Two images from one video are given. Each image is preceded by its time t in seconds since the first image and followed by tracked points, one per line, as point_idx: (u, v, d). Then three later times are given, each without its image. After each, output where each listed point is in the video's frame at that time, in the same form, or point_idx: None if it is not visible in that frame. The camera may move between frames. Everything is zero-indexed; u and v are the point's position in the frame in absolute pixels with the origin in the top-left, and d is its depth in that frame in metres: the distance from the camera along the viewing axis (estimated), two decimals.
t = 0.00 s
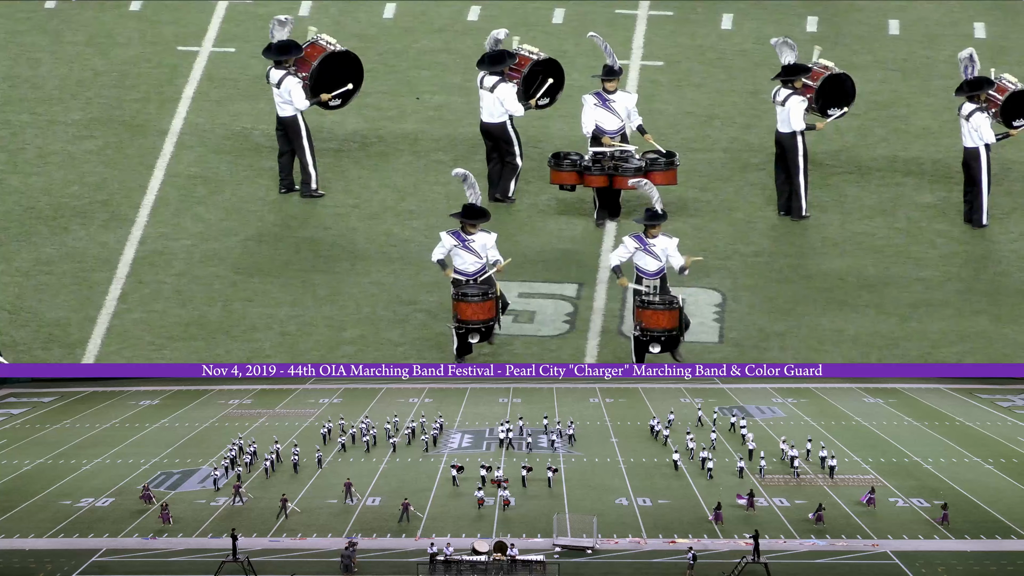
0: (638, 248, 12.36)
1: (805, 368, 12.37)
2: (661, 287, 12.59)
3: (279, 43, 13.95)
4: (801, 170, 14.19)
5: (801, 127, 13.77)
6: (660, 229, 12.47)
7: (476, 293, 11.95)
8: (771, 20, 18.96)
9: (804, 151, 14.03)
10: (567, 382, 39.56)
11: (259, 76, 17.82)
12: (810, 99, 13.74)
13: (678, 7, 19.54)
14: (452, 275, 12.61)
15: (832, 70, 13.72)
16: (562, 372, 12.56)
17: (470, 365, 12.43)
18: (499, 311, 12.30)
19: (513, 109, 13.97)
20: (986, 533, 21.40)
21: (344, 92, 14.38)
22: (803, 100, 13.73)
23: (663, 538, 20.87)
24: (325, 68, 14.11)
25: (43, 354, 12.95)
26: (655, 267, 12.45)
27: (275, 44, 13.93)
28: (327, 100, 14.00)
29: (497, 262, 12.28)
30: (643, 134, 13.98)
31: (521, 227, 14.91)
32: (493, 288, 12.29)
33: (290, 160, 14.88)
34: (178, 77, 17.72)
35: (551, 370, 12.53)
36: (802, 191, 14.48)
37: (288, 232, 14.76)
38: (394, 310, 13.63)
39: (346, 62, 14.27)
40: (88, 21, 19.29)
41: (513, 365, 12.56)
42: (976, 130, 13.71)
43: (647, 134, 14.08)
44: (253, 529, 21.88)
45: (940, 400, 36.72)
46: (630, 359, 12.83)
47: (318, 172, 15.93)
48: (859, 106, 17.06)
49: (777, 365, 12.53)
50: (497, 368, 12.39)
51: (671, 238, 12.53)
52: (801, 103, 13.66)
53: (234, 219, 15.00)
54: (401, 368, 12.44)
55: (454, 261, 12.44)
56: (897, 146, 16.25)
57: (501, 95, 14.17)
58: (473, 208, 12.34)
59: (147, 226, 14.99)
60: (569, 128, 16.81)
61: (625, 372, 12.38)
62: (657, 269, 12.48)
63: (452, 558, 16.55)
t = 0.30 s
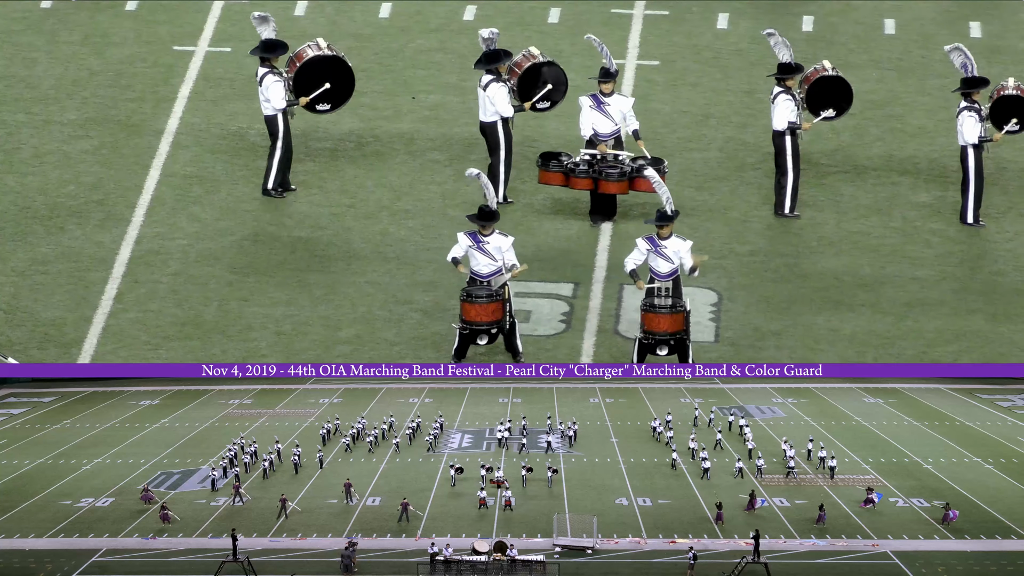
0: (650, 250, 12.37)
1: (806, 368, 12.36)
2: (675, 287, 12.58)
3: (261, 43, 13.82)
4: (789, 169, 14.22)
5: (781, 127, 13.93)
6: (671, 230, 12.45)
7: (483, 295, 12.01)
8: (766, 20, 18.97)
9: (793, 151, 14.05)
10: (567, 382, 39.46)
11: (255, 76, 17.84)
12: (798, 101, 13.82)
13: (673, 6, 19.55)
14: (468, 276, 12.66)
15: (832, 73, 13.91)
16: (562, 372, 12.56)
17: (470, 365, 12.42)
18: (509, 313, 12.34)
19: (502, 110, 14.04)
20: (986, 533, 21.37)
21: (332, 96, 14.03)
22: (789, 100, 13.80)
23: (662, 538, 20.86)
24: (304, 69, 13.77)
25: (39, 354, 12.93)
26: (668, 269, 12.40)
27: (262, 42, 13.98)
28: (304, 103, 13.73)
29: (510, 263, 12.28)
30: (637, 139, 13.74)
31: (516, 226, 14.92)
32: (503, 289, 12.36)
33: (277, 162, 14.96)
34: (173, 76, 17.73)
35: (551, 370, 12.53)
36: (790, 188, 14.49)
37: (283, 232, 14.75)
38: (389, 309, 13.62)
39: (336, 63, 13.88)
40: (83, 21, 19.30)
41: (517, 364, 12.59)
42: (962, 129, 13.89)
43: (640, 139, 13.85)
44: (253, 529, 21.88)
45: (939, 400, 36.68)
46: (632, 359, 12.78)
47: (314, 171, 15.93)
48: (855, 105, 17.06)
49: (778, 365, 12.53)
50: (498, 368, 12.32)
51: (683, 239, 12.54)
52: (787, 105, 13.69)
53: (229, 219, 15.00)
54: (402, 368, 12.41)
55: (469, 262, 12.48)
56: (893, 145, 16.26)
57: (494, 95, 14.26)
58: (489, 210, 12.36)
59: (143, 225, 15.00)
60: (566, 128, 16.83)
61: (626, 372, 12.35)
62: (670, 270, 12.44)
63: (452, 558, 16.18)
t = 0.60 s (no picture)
0: (649, 247, 12.26)
1: (806, 368, 12.27)
2: (673, 286, 12.42)
3: (252, 41, 13.73)
4: (782, 171, 14.20)
5: (772, 126, 13.85)
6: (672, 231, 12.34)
7: (488, 290, 11.87)
8: (762, 19, 18.96)
9: (785, 152, 13.99)
10: (568, 382, 39.38)
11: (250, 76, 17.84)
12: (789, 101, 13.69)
13: (669, 6, 19.55)
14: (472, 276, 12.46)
15: (825, 73, 13.82)
16: (562, 373, 12.49)
17: (471, 365, 12.35)
18: (513, 312, 12.22)
19: (496, 110, 14.27)
20: (986, 533, 21.36)
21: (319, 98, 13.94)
22: (780, 99, 13.69)
23: (663, 538, 20.85)
24: (293, 69, 13.78)
25: (35, 353, 12.90)
26: (666, 267, 12.25)
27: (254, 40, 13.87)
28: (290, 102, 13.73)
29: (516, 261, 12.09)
30: (634, 140, 13.70)
31: (512, 226, 14.92)
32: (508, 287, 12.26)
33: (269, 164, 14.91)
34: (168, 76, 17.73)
35: (551, 370, 12.47)
36: (784, 188, 14.54)
37: (279, 232, 14.75)
38: (385, 309, 13.61)
39: (324, 65, 13.77)
40: (79, 21, 19.31)
41: (514, 365, 12.42)
42: (958, 128, 13.85)
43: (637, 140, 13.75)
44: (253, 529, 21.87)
45: (938, 401, 36.65)
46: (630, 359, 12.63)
47: (310, 171, 15.93)
48: (850, 105, 17.06)
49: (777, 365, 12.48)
50: (499, 367, 12.24)
51: (684, 239, 12.37)
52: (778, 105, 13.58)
53: (224, 219, 15.00)
54: (402, 368, 12.33)
55: (475, 261, 12.31)
56: (888, 145, 16.25)
57: (487, 93, 14.33)
58: (495, 210, 12.23)
59: (138, 225, 15.01)
60: (561, 129, 16.85)
61: (626, 372, 12.24)
62: (669, 268, 12.29)
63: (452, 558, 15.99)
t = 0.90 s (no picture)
0: (646, 260, 12.35)
1: (806, 368, 12.26)
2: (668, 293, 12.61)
3: (245, 40, 13.76)
4: (772, 168, 14.23)
5: (760, 124, 13.96)
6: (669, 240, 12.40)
7: (486, 309, 11.81)
8: (757, 19, 18.96)
9: (774, 150, 14.05)
10: (568, 383, 39.38)
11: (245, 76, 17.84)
12: (778, 100, 13.83)
13: (665, 6, 19.55)
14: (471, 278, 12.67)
15: (815, 73, 13.90)
16: (562, 372, 12.59)
17: (471, 365, 12.43)
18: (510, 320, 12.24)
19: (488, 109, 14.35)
20: (987, 533, 21.33)
21: (310, 98, 13.96)
22: (769, 98, 13.83)
23: (663, 538, 20.85)
24: (285, 67, 13.83)
25: (30, 353, 12.89)
26: (662, 277, 12.43)
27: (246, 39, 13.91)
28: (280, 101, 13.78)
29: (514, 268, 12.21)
30: (620, 156, 13.82)
31: (508, 227, 14.94)
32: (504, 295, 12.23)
33: (264, 163, 14.96)
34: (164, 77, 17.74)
35: (551, 370, 12.55)
36: (774, 186, 14.53)
37: (274, 232, 14.75)
38: (381, 310, 13.61)
39: (316, 65, 13.77)
40: (75, 21, 19.32)
41: (514, 365, 12.57)
42: (953, 127, 13.87)
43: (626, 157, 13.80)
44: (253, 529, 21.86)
45: (938, 400, 36.63)
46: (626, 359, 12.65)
47: (306, 171, 15.93)
48: (846, 105, 17.07)
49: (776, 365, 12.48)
50: (500, 368, 12.36)
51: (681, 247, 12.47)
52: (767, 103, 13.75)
53: (220, 219, 15.00)
54: (402, 368, 12.41)
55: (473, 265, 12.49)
56: (884, 145, 16.24)
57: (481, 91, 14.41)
58: (490, 215, 12.25)
59: (134, 226, 15.02)
60: (557, 130, 16.86)
61: (625, 371, 12.21)
62: (665, 277, 12.47)
63: (452, 558, 15.98)
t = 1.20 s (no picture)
0: (640, 256, 12.29)
1: (806, 368, 12.18)
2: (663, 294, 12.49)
3: (239, 40, 13.78)
4: (759, 168, 14.21)
5: (750, 124, 13.88)
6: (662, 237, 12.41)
7: (479, 304, 11.79)
8: (753, 19, 18.94)
9: (762, 151, 14.01)
10: (568, 383, 39.40)
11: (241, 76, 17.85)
12: (768, 100, 13.76)
13: (660, 7, 19.54)
14: (462, 279, 12.60)
15: (806, 74, 13.89)
16: (562, 372, 12.50)
17: (471, 365, 12.35)
18: (502, 319, 12.17)
19: (484, 109, 14.46)
20: (987, 533, 21.30)
21: (304, 98, 13.95)
22: (759, 98, 13.75)
23: (662, 538, 20.85)
24: (278, 68, 13.84)
25: (25, 354, 12.87)
26: (657, 274, 12.33)
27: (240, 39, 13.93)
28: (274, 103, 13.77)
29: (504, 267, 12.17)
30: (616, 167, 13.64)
31: (503, 228, 14.95)
32: (497, 293, 12.20)
33: (258, 164, 14.97)
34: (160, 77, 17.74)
35: (551, 370, 12.46)
36: (761, 187, 14.57)
37: (270, 233, 14.76)
38: (376, 310, 13.61)
39: (310, 65, 13.80)
40: (70, 22, 19.32)
41: (513, 365, 12.44)
42: (949, 127, 13.87)
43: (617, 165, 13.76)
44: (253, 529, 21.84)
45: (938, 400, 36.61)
46: (624, 359, 12.64)
47: (301, 171, 15.94)
48: (841, 106, 17.07)
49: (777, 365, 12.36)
50: (499, 367, 12.26)
51: (674, 246, 12.47)
52: (757, 104, 13.66)
53: (215, 219, 15.01)
54: (402, 368, 12.35)
55: (463, 265, 12.44)
56: (879, 145, 16.24)
57: (478, 92, 14.50)
58: (483, 212, 12.29)
59: (130, 226, 15.03)
60: (552, 131, 16.88)
61: (626, 371, 12.03)
62: (660, 276, 12.37)
63: (452, 558, 15.99)
